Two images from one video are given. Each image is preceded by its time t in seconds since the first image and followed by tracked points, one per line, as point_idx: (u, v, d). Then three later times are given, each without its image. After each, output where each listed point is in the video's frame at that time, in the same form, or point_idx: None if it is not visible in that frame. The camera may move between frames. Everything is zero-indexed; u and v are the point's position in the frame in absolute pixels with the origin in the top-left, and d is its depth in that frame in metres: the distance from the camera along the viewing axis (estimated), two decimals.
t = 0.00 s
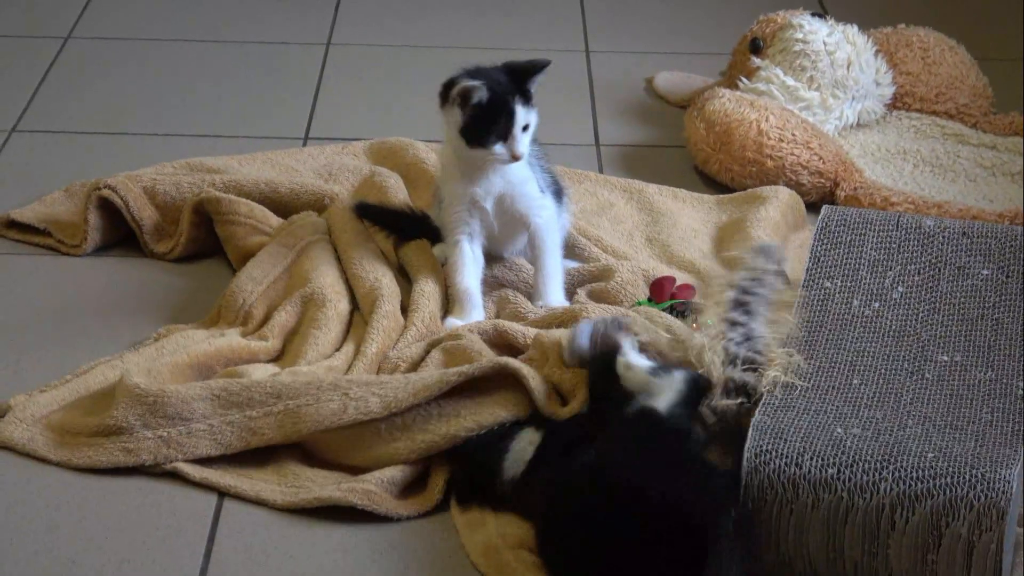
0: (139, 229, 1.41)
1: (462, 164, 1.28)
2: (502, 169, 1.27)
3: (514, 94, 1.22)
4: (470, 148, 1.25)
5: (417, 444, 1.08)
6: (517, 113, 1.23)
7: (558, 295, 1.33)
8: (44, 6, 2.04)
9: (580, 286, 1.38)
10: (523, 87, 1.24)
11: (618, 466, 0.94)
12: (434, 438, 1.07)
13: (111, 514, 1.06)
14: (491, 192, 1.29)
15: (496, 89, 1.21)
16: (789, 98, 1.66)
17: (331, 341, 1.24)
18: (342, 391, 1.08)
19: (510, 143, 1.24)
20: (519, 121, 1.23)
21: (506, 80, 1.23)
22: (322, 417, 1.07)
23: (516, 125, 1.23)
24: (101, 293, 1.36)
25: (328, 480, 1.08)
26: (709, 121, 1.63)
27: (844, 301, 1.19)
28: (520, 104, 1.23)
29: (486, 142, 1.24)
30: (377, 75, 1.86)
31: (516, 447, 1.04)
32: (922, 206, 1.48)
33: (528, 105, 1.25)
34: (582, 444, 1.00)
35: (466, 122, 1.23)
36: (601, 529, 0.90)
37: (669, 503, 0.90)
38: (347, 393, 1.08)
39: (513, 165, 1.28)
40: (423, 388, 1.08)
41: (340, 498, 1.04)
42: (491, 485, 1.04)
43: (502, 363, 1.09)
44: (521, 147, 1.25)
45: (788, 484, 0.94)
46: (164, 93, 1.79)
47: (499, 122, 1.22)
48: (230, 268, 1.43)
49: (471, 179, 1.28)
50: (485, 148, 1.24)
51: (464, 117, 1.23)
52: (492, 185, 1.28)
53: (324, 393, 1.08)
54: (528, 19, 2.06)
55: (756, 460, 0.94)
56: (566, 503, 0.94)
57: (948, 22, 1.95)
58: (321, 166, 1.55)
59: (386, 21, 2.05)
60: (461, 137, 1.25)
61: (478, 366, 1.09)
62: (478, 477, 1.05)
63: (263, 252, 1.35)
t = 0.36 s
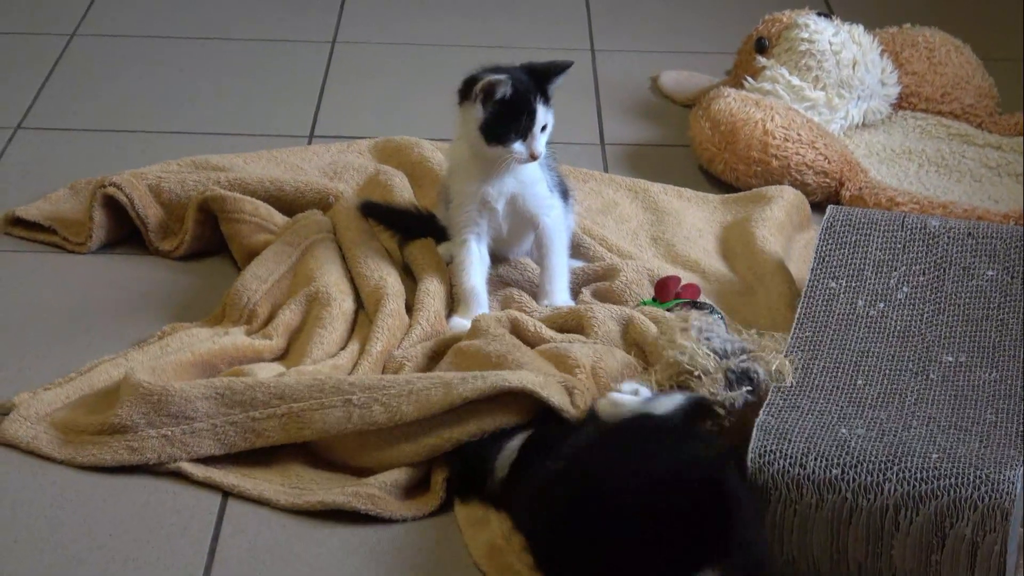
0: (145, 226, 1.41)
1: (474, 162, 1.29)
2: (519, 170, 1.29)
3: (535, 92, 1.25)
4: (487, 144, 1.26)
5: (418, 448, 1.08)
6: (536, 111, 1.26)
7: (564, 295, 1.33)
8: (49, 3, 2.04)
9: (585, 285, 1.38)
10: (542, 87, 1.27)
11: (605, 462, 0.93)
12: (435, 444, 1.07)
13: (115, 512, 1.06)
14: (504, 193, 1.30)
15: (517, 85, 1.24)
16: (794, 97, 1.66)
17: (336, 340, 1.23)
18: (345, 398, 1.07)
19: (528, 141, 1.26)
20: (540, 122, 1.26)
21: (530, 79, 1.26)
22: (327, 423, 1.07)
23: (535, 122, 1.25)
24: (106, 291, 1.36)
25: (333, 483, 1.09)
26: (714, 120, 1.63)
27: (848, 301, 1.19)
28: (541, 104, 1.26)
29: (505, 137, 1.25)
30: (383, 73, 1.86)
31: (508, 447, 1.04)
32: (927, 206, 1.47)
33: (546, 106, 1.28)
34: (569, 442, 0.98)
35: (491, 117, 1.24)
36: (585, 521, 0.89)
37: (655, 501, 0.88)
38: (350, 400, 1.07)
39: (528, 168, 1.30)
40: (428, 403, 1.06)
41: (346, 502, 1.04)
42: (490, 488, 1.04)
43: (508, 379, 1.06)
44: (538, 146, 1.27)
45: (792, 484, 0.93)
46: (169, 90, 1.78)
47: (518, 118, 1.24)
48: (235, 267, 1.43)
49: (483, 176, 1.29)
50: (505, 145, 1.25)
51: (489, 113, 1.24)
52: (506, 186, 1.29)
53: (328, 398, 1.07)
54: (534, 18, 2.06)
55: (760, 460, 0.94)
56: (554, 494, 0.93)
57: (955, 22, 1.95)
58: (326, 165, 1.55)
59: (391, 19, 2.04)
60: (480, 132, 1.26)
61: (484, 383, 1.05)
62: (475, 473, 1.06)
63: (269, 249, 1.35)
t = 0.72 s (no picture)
0: (151, 226, 1.41)
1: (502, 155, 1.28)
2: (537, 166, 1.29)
3: (564, 86, 1.27)
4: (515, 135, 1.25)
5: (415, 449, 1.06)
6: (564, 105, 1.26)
7: (570, 295, 1.32)
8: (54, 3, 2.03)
9: (590, 286, 1.37)
10: (567, 83, 1.28)
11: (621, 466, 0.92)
12: (432, 445, 1.05)
13: (121, 513, 1.06)
14: (520, 191, 1.29)
15: (548, 77, 1.24)
16: (800, 98, 1.66)
17: (342, 340, 1.23)
18: (346, 404, 1.07)
19: (555, 133, 1.26)
20: (567, 115, 1.27)
21: (555, 74, 1.27)
22: (328, 430, 1.07)
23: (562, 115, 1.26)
24: (112, 291, 1.36)
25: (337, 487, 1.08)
26: (721, 120, 1.63)
27: (856, 302, 1.19)
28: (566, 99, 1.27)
29: (534, 128, 1.24)
30: (388, 73, 1.86)
31: (506, 455, 1.03)
32: (933, 207, 1.47)
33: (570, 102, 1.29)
34: (581, 444, 0.98)
35: (519, 108, 1.23)
36: (596, 523, 0.90)
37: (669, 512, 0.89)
38: (351, 405, 1.07)
39: (543, 165, 1.30)
40: (427, 406, 1.05)
41: (349, 508, 1.04)
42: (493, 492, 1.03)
43: (508, 383, 1.05)
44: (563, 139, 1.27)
45: (803, 486, 0.93)
46: (174, 90, 1.78)
47: (548, 109, 1.24)
48: (241, 267, 1.42)
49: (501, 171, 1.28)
50: (534, 136, 1.25)
51: (516, 104, 1.24)
52: (522, 183, 1.29)
53: (329, 404, 1.07)
54: (539, 18, 2.06)
55: (771, 461, 0.94)
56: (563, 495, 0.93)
57: (960, 23, 1.95)
58: (332, 165, 1.55)
59: (397, 19, 2.04)
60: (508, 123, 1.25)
61: (485, 387, 1.04)
62: (469, 476, 1.05)
63: (274, 250, 1.35)
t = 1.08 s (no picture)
0: (154, 228, 1.41)
1: (493, 154, 1.29)
2: (535, 168, 1.28)
3: (554, 90, 1.25)
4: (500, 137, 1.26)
5: (424, 449, 1.06)
6: (552, 109, 1.25)
7: (573, 297, 1.32)
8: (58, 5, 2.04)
9: (593, 287, 1.37)
10: (563, 86, 1.26)
11: (624, 470, 0.92)
12: (439, 444, 1.05)
13: (124, 515, 1.06)
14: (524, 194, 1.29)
15: (534, 80, 1.23)
16: (803, 99, 1.66)
17: (345, 342, 1.23)
18: (351, 404, 1.07)
19: (539, 137, 1.25)
20: (555, 119, 1.25)
21: (550, 77, 1.26)
22: (332, 430, 1.07)
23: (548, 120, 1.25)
24: (115, 293, 1.36)
25: (339, 488, 1.08)
26: (723, 122, 1.62)
27: (860, 304, 1.19)
28: (558, 103, 1.26)
29: (518, 131, 1.25)
30: (391, 75, 1.86)
31: (515, 455, 1.03)
32: (937, 209, 1.47)
33: (566, 106, 1.27)
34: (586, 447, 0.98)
35: (502, 109, 1.24)
36: (591, 524, 0.88)
37: (667, 512, 0.86)
38: (355, 405, 1.07)
39: (542, 164, 1.29)
40: (432, 406, 1.05)
41: (352, 510, 1.04)
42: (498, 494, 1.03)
43: (514, 382, 1.05)
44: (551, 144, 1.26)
45: (809, 489, 0.93)
46: (177, 92, 1.78)
47: (531, 113, 1.24)
48: (244, 269, 1.42)
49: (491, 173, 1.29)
50: (516, 139, 1.25)
51: (501, 105, 1.25)
52: (522, 186, 1.28)
53: (333, 404, 1.07)
54: (542, 20, 2.06)
55: (777, 464, 0.94)
56: (561, 499, 0.92)
57: (963, 23, 1.95)
58: (335, 166, 1.55)
59: (399, 21, 2.05)
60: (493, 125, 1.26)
61: (490, 386, 1.05)
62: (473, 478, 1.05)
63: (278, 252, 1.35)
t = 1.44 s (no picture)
0: (156, 233, 1.41)
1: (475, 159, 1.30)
2: (525, 168, 1.27)
3: (518, 94, 1.23)
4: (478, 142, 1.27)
5: (427, 450, 1.06)
6: (519, 112, 1.23)
7: (576, 300, 1.32)
8: (59, 10, 2.04)
9: (595, 291, 1.37)
10: (531, 87, 1.24)
11: (623, 470, 0.92)
12: (441, 448, 1.05)
13: (126, 519, 1.06)
14: (518, 192, 1.28)
15: (497, 85, 1.23)
16: (805, 102, 1.66)
17: (347, 346, 1.23)
18: (351, 408, 1.07)
19: (511, 141, 1.24)
20: (524, 121, 1.23)
21: (517, 80, 1.24)
22: (333, 433, 1.07)
23: (514, 124, 1.23)
24: (117, 297, 1.36)
25: (342, 492, 1.08)
26: (725, 125, 1.62)
27: (861, 306, 1.19)
28: (526, 104, 1.23)
29: (492, 135, 1.25)
30: (392, 79, 1.86)
31: (517, 456, 1.04)
32: (938, 211, 1.47)
33: (536, 107, 1.24)
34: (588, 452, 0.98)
35: (470, 118, 1.26)
36: (591, 525, 0.88)
37: (666, 510, 0.87)
38: (356, 409, 1.07)
39: (532, 160, 1.27)
40: (433, 410, 1.05)
41: (353, 514, 1.04)
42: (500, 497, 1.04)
43: (514, 384, 1.05)
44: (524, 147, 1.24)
45: (811, 490, 0.93)
46: (179, 96, 1.79)
47: (497, 118, 1.23)
48: (247, 273, 1.42)
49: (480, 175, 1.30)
50: (489, 144, 1.26)
51: (472, 112, 1.26)
52: (512, 185, 1.28)
53: (334, 408, 1.07)
54: (543, 23, 2.06)
55: (778, 467, 0.94)
56: (561, 498, 0.93)
57: (965, 26, 1.95)
58: (337, 171, 1.55)
59: (401, 25, 2.05)
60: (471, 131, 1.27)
61: (491, 389, 1.05)
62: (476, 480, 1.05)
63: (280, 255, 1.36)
